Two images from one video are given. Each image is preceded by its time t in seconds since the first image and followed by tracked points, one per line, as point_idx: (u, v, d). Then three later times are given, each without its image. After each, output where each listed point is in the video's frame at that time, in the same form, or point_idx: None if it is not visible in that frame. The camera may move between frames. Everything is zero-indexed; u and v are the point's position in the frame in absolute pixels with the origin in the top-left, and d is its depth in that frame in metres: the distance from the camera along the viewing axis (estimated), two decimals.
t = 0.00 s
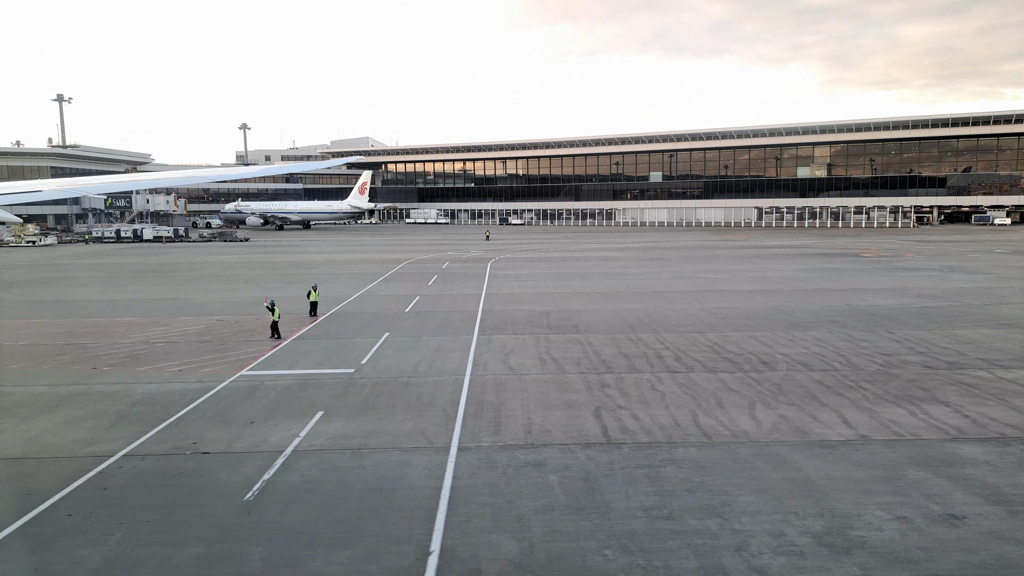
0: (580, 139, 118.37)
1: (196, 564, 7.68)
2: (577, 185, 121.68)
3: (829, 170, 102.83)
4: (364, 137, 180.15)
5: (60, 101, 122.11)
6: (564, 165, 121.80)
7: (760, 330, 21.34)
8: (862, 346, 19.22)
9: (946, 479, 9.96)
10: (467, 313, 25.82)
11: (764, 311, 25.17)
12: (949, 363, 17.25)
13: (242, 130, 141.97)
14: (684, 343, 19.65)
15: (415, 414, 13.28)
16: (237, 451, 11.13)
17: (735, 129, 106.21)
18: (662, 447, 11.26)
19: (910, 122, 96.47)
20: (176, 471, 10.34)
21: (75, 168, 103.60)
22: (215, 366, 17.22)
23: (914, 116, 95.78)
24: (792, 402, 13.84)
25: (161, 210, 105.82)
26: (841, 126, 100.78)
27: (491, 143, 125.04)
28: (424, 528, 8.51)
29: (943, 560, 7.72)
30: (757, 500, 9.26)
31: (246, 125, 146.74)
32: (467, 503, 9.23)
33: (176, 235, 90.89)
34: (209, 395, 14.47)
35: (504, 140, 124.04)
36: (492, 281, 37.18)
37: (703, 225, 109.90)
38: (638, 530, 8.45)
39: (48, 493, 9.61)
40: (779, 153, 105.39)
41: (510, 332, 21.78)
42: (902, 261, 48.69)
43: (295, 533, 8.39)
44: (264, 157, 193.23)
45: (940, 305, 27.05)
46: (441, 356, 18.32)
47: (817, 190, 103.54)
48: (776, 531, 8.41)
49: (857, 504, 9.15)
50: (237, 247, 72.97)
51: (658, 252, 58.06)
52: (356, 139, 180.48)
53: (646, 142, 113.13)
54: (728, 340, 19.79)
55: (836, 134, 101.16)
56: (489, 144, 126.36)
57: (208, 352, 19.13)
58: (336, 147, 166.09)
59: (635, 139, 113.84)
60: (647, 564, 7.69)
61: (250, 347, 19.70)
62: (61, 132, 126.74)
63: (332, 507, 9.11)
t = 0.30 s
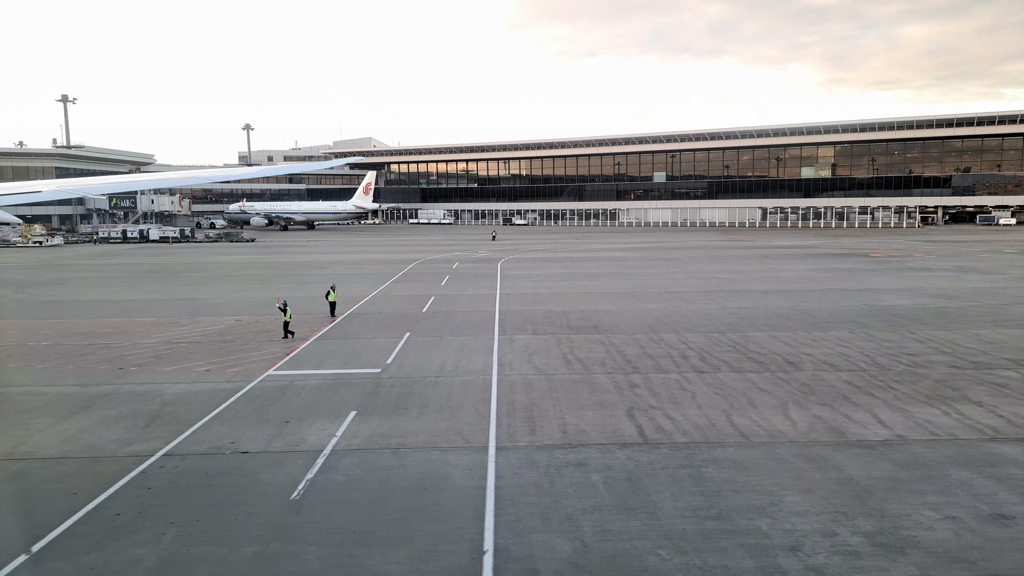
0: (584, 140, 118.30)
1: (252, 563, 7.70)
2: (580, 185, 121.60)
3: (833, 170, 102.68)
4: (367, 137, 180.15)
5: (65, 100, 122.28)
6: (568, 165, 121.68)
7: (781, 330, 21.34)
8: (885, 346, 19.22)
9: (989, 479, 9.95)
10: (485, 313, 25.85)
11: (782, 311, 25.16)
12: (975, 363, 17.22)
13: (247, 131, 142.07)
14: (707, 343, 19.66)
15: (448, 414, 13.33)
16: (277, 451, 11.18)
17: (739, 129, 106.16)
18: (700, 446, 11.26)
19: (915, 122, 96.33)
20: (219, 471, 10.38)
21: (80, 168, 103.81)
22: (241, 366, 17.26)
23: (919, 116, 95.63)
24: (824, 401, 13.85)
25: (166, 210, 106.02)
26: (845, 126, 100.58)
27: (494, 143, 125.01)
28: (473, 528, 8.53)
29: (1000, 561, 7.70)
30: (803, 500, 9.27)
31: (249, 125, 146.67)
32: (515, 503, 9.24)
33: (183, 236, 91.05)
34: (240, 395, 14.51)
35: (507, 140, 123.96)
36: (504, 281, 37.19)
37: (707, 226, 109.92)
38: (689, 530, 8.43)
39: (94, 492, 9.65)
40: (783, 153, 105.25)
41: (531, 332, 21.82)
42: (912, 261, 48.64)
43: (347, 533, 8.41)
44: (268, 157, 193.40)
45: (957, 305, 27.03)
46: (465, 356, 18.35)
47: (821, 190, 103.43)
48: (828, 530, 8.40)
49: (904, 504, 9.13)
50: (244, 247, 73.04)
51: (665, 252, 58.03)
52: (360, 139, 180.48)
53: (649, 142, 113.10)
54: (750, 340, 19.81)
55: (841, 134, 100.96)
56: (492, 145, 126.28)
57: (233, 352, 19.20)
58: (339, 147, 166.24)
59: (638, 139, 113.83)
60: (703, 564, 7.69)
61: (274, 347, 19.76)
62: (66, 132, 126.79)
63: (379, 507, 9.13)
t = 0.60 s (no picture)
0: (588, 140, 118.16)
1: (306, 563, 7.72)
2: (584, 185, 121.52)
3: (838, 170, 102.53)
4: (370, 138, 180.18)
5: (70, 100, 122.36)
6: (571, 165, 121.53)
7: (802, 330, 21.33)
8: (908, 346, 19.20)
9: None
10: (502, 313, 25.84)
11: (799, 311, 25.16)
12: (1001, 363, 17.20)
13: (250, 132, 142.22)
14: (729, 343, 19.64)
15: (479, 413, 13.33)
16: (315, 450, 11.20)
17: (742, 129, 106.06)
18: (738, 446, 11.26)
19: (920, 123, 96.22)
20: (259, 471, 10.41)
21: (84, 168, 103.96)
22: (266, 365, 17.26)
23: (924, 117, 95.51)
24: (854, 402, 13.83)
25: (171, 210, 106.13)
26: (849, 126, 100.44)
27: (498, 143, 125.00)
28: (523, 528, 8.52)
29: None
30: (849, 500, 9.27)
31: (253, 125, 146.75)
32: (560, 503, 9.23)
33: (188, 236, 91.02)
34: (270, 395, 14.52)
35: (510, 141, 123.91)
36: (516, 281, 37.18)
37: (710, 226, 109.85)
38: (739, 529, 8.43)
39: (138, 491, 9.67)
40: (787, 154, 105.11)
41: (550, 331, 21.81)
42: (922, 261, 48.63)
43: (397, 532, 8.44)
44: (270, 158, 193.30)
45: (973, 305, 27.03)
46: (488, 357, 18.35)
47: (825, 190, 103.31)
48: (878, 530, 8.40)
49: (951, 504, 9.12)
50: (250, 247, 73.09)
51: (672, 252, 58.02)
52: (363, 140, 180.49)
53: (652, 142, 113.02)
54: (772, 340, 19.80)
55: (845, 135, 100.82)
56: (495, 145, 126.25)
57: (256, 351, 19.20)
58: (342, 147, 166.35)
59: (641, 139, 113.73)
60: (758, 563, 7.69)
61: (297, 347, 19.78)
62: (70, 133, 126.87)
63: (425, 506, 9.14)
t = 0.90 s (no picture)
0: (591, 140, 118.00)
1: (359, 562, 7.74)
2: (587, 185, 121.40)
3: (842, 171, 102.30)
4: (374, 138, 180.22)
5: (74, 101, 122.66)
6: (575, 165, 121.38)
7: (822, 330, 21.32)
8: (930, 346, 19.19)
9: None
10: (519, 313, 25.86)
11: (817, 311, 25.15)
12: None
13: (254, 132, 142.34)
14: (751, 343, 19.65)
15: (510, 413, 13.35)
16: (352, 451, 11.22)
17: (746, 130, 105.90)
18: (775, 446, 11.26)
19: (924, 123, 95.88)
20: (299, 471, 10.45)
21: (90, 168, 104.19)
22: (291, 366, 17.29)
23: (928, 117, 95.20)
24: (885, 402, 13.83)
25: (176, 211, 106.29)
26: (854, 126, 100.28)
27: (501, 143, 124.89)
28: (572, 527, 8.54)
29: None
30: (895, 500, 9.26)
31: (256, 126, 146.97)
32: (605, 502, 9.26)
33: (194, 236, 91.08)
34: (298, 395, 14.56)
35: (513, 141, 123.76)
36: (527, 282, 37.16)
37: (714, 226, 109.79)
38: (788, 528, 8.44)
39: (182, 490, 9.71)
40: (791, 154, 104.94)
41: (569, 331, 21.82)
42: (931, 262, 48.56)
43: (446, 531, 8.46)
44: (273, 159, 193.37)
45: (990, 305, 26.99)
46: (511, 356, 18.37)
47: (829, 190, 103.15)
48: (927, 530, 8.40)
49: (996, 503, 9.12)
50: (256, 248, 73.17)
51: (680, 252, 58.01)
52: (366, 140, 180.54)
53: (656, 143, 112.91)
54: (794, 341, 19.79)
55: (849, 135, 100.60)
56: (499, 146, 126.13)
57: (279, 352, 19.24)
58: (346, 148, 166.47)
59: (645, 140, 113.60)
60: (812, 562, 7.69)
61: (319, 348, 19.82)
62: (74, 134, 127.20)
63: (470, 507, 9.15)
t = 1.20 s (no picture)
0: (595, 141, 117.91)
1: (411, 561, 7.79)
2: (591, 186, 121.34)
3: (846, 170, 102.12)
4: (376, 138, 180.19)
5: (78, 102, 122.81)
6: (578, 165, 121.30)
7: (842, 330, 21.34)
8: (952, 346, 19.21)
9: None
10: (535, 313, 25.90)
11: (833, 311, 25.20)
12: None
13: (257, 132, 142.50)
14: (772, 343, 19.68)
15: (540, 412, 13.39)
16: (388, 450, 11.30)
17: (750, 129, 105.76)
18: (811, 446, 11.26)
19: (928, 123, 95.69)
20: (338, 470, 10.47)
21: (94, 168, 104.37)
22: (316, 365, 17.35)
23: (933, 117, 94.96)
24: (913, 401, 13.85)
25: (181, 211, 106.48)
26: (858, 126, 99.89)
27: (504, 144, 124.82)
28: (618, 526, 8.56)
29: None
30: (939, 499, 9.26)
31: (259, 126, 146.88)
32: (648, 501, 9.26)
33: (199, 236, 91.12)
34: (326, 395, 14.59)
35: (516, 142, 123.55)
36: (539, 281, 37.16)
37: (718, 227, 109.81)
38: (837, 528, 8.44)
39: (224, 489, 9.74)
40: (795, 154, 104.85)
41: (588, 331, 21.85)
42: (940, 261, 48.52)
43: (492, 530, 8.47)
44: (275, 159, 193.41)
45: (1005, 305, 27.00)
46: (532, 356, 18.43)
47: (833, 190, 103.05)
48: (975, 529, 8.40)
49: None
50: (262, 248, 73.25)
51: (687, 252, 58.03)
52: (368, 140, 180.48)
53: (660, 143, 112.69)
54: (814, 341, 19.83)
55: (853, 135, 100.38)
56: (502, 146, 126.04)
57: (301, 351, 19.31)
58: (349, 148, 166.58)
59: (650, 140, 113.41)
60: (863, 561, 7.70)
61: (340, 347, 19.88)
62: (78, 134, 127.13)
63: (514, 506, 9.18)
